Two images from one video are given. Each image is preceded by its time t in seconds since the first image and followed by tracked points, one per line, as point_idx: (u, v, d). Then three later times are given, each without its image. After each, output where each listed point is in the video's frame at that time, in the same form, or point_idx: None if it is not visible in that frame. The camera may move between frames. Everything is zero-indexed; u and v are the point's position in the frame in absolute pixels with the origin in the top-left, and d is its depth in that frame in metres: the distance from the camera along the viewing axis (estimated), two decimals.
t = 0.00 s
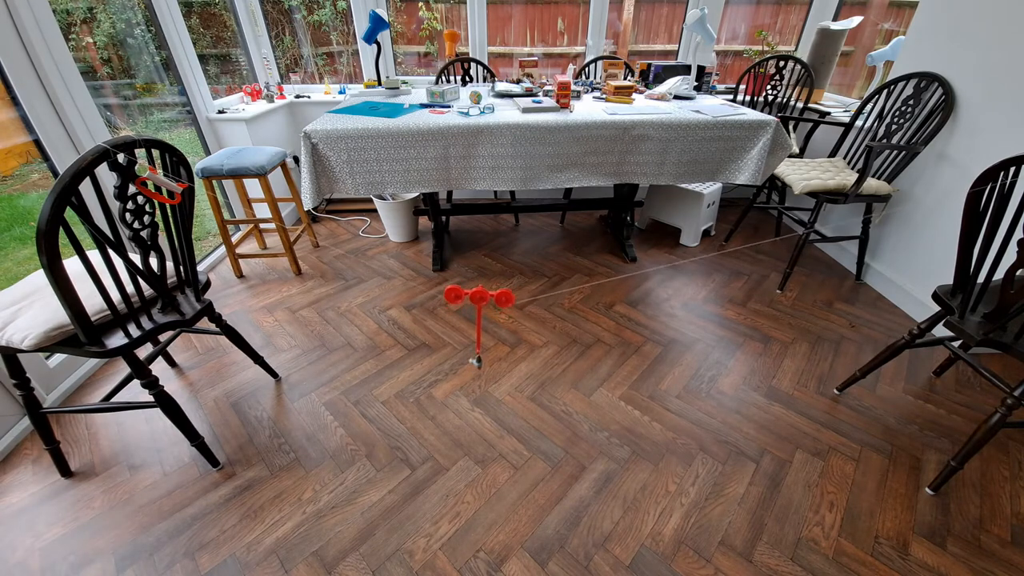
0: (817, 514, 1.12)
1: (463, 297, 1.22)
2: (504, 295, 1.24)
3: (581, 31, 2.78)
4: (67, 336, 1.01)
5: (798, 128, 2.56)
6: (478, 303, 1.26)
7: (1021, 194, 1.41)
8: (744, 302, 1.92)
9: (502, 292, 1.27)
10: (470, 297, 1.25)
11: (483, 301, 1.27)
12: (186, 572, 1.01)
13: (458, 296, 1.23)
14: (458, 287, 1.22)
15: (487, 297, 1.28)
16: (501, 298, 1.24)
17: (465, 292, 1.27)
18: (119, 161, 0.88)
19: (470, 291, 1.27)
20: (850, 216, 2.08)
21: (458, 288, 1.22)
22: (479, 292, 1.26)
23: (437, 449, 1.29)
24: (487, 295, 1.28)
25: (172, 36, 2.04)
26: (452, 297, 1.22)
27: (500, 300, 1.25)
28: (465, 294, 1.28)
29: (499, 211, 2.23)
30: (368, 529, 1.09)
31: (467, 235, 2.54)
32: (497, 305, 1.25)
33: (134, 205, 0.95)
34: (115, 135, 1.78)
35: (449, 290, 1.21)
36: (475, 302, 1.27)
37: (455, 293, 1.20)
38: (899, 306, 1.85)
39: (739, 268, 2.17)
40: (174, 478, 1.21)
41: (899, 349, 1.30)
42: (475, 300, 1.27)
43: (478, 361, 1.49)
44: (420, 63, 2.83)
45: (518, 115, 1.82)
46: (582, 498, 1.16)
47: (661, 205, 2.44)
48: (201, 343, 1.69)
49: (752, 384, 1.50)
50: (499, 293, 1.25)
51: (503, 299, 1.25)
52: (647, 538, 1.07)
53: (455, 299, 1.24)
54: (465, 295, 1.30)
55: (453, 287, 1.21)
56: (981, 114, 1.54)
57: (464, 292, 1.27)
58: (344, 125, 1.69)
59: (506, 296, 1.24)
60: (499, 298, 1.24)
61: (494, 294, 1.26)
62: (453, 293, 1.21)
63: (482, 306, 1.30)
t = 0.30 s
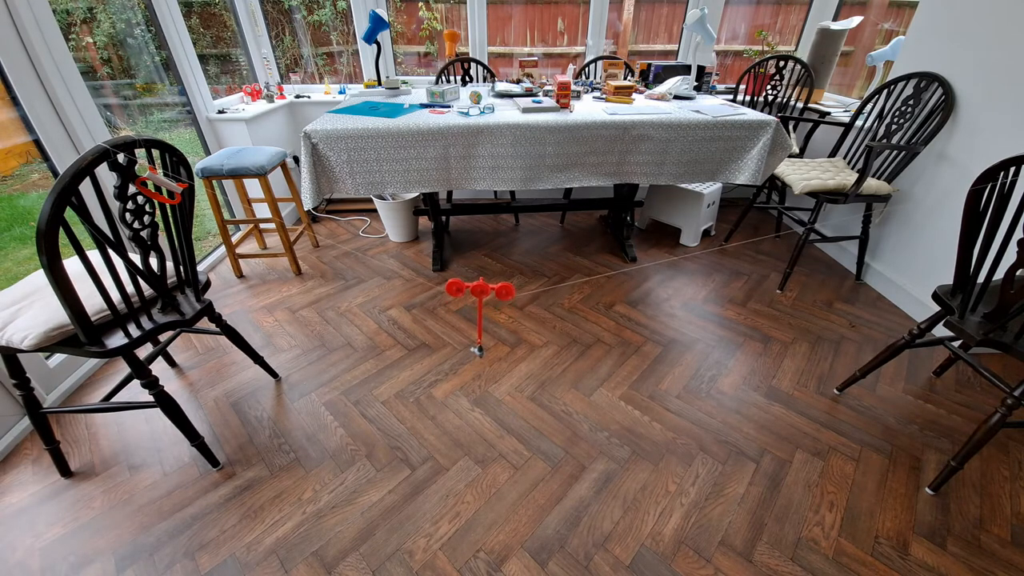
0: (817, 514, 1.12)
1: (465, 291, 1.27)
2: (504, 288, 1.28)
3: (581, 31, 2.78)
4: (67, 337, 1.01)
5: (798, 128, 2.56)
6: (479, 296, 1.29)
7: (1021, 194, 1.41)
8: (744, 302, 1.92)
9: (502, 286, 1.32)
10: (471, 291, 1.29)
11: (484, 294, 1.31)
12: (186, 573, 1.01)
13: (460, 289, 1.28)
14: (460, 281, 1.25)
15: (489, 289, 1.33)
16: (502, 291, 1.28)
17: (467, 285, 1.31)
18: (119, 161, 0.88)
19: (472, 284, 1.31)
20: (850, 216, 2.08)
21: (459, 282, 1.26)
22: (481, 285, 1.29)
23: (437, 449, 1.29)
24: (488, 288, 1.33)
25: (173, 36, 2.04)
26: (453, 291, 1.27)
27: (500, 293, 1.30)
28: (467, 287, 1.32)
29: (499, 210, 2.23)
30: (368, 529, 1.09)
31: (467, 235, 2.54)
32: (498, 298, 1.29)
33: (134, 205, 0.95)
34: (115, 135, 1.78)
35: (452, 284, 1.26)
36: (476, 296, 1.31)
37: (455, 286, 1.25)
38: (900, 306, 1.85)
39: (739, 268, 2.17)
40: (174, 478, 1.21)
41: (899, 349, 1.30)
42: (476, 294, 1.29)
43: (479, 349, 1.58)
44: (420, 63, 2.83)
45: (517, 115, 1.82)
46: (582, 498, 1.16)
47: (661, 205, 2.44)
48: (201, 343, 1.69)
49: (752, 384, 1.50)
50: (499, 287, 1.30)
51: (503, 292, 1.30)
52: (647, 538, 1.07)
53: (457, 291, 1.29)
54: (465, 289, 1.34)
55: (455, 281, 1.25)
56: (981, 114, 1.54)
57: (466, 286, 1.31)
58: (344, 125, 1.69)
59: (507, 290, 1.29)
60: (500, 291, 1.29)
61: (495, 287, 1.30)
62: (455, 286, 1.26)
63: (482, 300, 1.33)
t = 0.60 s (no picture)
0: (817, 514, 1.12)
1: (464, 296, 1.26)
2: (504, 293, 1.27)
3: (581, 31, 2.78)
4: (67, 337, 1.01)
5: (798, 128, 2.57)
6: (478, 301, 1.28)
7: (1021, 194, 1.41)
8: (744, 302, 1.92)
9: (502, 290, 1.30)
10: (471, 296, 1.28)
11: (484, 300, 1.30)
12: (186, 573, 1.01)
13: (459, 294, 1.26)
14: (458, 286, 1.25)
15: (488, 294, 1.31)
16: (502, 296, 1.27)
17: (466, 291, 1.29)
18: (119, 161, 0.88)
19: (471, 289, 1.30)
20: (850, 216, 2.08)
21: (459, 286, 1.26)
22: (480, 290, 1.27)
23: (437, 449, 1.29)
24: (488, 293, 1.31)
25: (173, 36, 2.04)
26: (453, 296, 1.26)
27: (500, 298, 1.28)
28: (466, 292, 1.30)
29: (499, 210, 2.23)
30: (368, 529, 1.09)
31: (467, 235, 2.54)
32: (498, 303, 1.28)
33: (134, 205, 0.95)
34: (115, 135, 1.78)
35: (450, 288, 1.25)
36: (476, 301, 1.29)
37: (454, 291, 1.24)
38: (900, 306, 1.85)
39: (739, 268, 2.17)
40: (174, 478, 1.21)
41: (899, 349, 1.30)
42: (475, 298, 1.28)
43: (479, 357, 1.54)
44: (420, 63, 2.83)
45: (517, 115, 1.82)
46: (582, 498, 1.16)
47: (662, 205, 2.44)
48: (201, 343, 1.69)
49: (752, 384, 1.50)
50: (499, 292, 1.29)
51: (503, 297, 1.28)
52: (647, 538, 1.07)
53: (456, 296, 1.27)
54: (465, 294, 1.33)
55: (454, 285, 1.24)
56: (981, 114, 1.54)
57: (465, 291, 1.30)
58: (345, 125, 1.69)
59: (507, 294, 1.28)
60: (499, 296, 1.28)
61: (495, 292, 1.29)
62: (454, 290, 1.25)
63: (482, 305, 1.32)
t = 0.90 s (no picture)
0: (817, 514, 1.12)
1: (462, 304, 1.23)
2: (503, 302, 1.22)
3: (581, 31, 2.78)
4: (67, 337, 1.01)
5: (798, 128, 2.57)
6: (477, 310, 1.25)
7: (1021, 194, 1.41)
8: (744, 302, 1.92)
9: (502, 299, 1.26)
10: (470, 304, 1.25)
11: (483, 309, 1.27)
12: (186, 573, 1.01)
13: (456, 303, 1.23)
14: (457, 294, 1.22)
15: (487, 303, 1.28)
16: (501, 305, 1.22)
17: (464, 299, 1.27)
18: (119, 161, 0.88)
19: (470, 297, 1.27)
20: (850, 216, 2.08)
21: (456, 294, 1.23)
22: (479, 298, 1.25)
23: (437, 449, 1.29)
24: (487, 302, 1.27)
25: (173, 36, 2.04)
26: (449, 304, 1.23)
27: (500, 308, 1.23)
28: (465, 300, 1.28)
29: (499, 210, 2.23)
30: (368, 529, 1.09)
31: (467, 235, 2.54)
32: (497, 313, 1.23)
33: (134, 205, 0.95)
34: (115, 135, 1.78)
35: (448, 296, 1.22)
36: (474, 311, 1.27)
37: (452, 299, 1.20)
38: (900, 306, 1.85)
39: (739, 268, 2.17)
40: (174, 478, 1.21)
41: (899, 349, 1.30)
42: (475, 307, 1.26)
43: (477, 375, 1.46)
44: (420, 63, 2.83)
45: (517, 115, 1.82)
46: (582, 498, 1.16)
47: (662, 205, 2.44)
48: (201, 343, 1.69)
49: (752, 384, 1.50)
50: (498, 300, 1.24)
51: (503, 306, 1.23)
52: (647, 538, 1.07)
53: (454, 305, 1.24)
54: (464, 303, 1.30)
55: (451, 294, 1.21)
56: (981, 114, 1.54)
57: (463, 299, 1.27)
58: (345, 125, 1.69)
59: (506, 303, 1.23)
60: (499, 305, 1.23)
61: (494, 300, 1.25)
62: (452, 299, 1.22)
63: (481, 313, 1.29)
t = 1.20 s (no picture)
0: (817, 514, 1.12)
1: (462, 305, 1.23)
2: (503, 303, 1.22)
3: (581, 31, 2.78)
4: (67, 337, 1.01)
5: (798, 128, 2.57)
6: (478, 311, 1.25)
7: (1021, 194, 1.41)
8: (744, 302, 1.92)
9: (502, 299, 1.26)
10: (470, 305, 1.25)
11: (483, 309, 1.26)
12: (186, 573, 1.01)
13: (456, 303, 1.24)
14: (457, 295, 1.22)
15: (487, 304, 1.28)
16: (501, 306, 1.22)
17: (464, 300, 1.27)
18: (119, 161, 0.88)
19: (469, 298, 1.27)
20: (850, 216, 2.08)
21: (456, 295, 1.23)
22: (479, 299, 1.25)
23: (437, 449, 1.29)
24: (487, 303, 1.27)
25: (172, 36, 2.04)
26: (449, 305, 1.23)
27: (500, 308, 1.24)
28: (465, 300, 1.28)
29: (499, 210, 2.23)
30: (368, 529, 1.09)
31: (467, 235, 2.54)
32: (497, 313, 1.24)
33: (134, 205, 0.95)
34: (115, 135, 1.78)
35: (448, 297, 1.22)
36: (474, 311, 1.26)
37: (452, 301, 1.21)
38: (900, 306, 1.85)
39: (739, 268, 2.17)
40: (174, 478, 1.21)
41: (899, 349, 1.30)
42: (474, 308, 1.26)
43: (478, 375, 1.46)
44: (420, 63, 2.83)
45: (517, 115, 1.82)
46: (582, 498, 1.16)
47: (662, 205, 2.43)
48: (201, 343, 1.69)
49: (752, 384, 1.50)
50: (498, 301, 1.24)
51: (503, 307, 1.24)
52: (647, 538, 1.07)
53: (454, 306, 1.24)
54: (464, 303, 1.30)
55: (450, 295, 1.21)
56: (981, 114, 1.54)
57: (464, 300, 1.27)
58: (345, 125, 1.69)
59: (506, 303, 1.23)
60: (499, 306, 1.23)
61: (494, 301, 1.25)
62: (451, 300, 1.21)
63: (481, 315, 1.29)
